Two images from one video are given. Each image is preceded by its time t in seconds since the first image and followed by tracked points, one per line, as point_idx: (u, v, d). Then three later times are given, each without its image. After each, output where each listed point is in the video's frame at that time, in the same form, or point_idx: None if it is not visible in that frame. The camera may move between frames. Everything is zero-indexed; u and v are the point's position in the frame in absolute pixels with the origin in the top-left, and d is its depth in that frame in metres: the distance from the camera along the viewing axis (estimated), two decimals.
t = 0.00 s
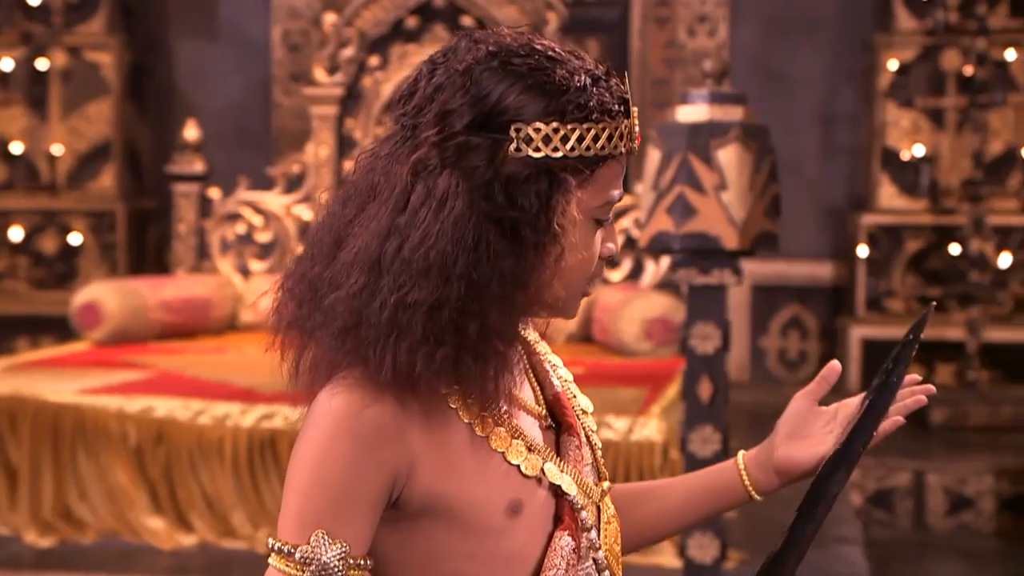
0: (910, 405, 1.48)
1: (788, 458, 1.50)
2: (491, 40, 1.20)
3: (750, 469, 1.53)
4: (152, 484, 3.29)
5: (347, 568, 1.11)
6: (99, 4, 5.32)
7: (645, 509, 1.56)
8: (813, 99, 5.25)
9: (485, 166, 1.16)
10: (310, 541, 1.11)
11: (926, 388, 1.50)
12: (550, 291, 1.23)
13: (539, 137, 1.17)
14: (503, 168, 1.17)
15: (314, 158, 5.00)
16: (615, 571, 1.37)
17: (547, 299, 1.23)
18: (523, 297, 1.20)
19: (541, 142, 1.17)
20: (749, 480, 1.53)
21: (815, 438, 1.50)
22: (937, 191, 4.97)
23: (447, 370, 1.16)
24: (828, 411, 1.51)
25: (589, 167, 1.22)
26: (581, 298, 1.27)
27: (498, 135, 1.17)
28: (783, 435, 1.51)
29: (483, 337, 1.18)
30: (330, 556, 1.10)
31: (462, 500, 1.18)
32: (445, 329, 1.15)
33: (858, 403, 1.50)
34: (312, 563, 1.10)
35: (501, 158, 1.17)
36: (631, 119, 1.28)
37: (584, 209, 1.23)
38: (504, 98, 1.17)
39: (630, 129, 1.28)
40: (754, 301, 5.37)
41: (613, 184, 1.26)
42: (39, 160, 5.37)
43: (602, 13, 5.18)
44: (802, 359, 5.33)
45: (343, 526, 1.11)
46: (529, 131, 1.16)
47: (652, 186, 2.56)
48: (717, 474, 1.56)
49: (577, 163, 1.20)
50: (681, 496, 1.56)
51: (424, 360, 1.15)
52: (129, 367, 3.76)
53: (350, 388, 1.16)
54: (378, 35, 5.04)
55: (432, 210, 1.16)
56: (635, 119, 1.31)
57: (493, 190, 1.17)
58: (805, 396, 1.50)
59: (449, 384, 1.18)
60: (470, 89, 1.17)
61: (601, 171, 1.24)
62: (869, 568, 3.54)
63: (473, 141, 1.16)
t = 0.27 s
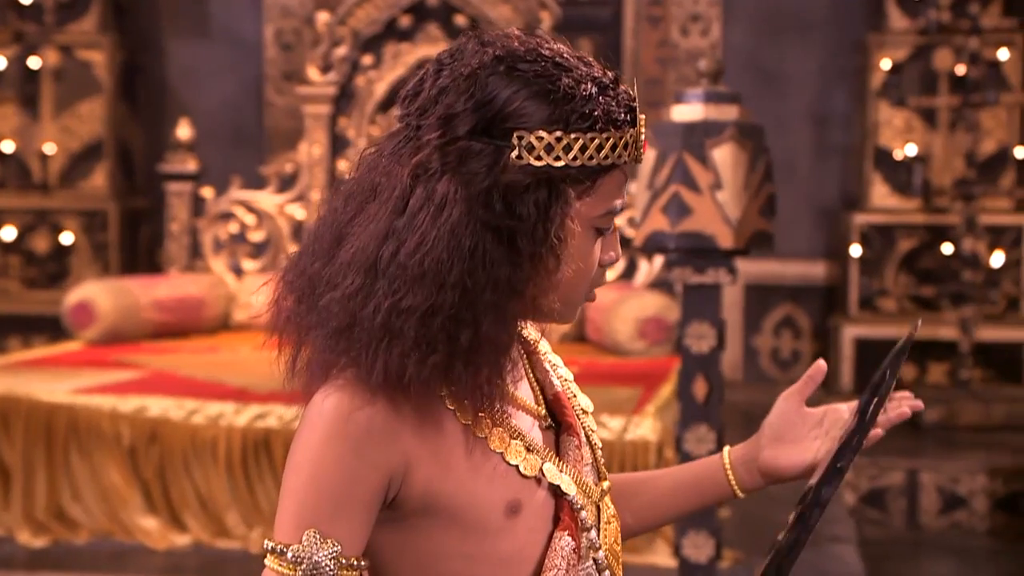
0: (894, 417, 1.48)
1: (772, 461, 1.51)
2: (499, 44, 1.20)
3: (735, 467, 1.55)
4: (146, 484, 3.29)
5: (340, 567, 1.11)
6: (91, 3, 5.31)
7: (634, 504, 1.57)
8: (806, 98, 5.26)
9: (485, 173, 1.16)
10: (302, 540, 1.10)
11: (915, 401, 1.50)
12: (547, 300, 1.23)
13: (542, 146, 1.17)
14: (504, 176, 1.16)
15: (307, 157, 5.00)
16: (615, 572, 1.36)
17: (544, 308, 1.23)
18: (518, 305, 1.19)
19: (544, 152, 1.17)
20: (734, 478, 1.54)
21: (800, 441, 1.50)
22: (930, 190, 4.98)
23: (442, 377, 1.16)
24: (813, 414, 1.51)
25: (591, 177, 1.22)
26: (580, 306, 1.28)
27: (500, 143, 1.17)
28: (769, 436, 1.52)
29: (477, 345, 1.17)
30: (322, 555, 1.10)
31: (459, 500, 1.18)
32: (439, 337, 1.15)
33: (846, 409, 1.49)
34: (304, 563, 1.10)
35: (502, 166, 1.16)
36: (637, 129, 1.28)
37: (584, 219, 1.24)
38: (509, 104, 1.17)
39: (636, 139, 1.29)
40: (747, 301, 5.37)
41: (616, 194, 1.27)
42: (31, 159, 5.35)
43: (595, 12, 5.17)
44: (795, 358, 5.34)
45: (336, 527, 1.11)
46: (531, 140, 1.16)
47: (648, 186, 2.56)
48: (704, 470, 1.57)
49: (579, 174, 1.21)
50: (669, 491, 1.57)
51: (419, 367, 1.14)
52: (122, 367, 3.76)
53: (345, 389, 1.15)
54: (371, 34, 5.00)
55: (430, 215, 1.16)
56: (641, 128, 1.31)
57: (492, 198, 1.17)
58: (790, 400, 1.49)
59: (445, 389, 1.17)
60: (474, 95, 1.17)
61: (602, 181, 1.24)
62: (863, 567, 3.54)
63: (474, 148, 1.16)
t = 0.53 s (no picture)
0: (899, 439, 1.48)
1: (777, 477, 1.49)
2: (510, 42, 1.20)
3: (738, 484, 1.53)
4: (141, 484, 3.28)
5: (346, 564, 1.12)
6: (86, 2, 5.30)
7: (636, 514, 1.56)
8: (802, 99, 5.26)
9: (496, 168, 1.16)
10: (308, 536, 1.11)
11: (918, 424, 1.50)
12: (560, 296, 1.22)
13: (553, 142, 1.17)
14: (515, 172, 1.16)
15: (302, 157, 4.99)
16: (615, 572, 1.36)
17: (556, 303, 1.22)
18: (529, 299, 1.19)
19: (555, 147, 1.17)
20: (737, 494, 1.53)
21: (804, 458, 1.50)
22: (925, 190, 4.98)
23: (452, 371, 1.16)
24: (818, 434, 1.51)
25: (602, 175, 1.22)
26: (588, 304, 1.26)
27: (512, 139, 1.17)
28: (773, 454, 1.51)
29: (489, 341, 1.17)
30: (328, 552, 1.10)
31: (460, 501, 1.18)
32: (450, 332, 1.15)
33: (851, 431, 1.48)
34: (310, 559, 1.10)
35: (513, 162, 1.16)
36: (647, 129, 1.28)
37: (594, 216, 1.22)
38: (521, 101, 1.17)
39: (647, 139, 1.28)
40: (742, 301, 5.37)
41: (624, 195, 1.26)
42: (26, 159, 5.35)
43: (591, 12, 5.13)
44: (790, 359, 5.33)
45: (341, 523, 1.12)
46: (543, 137, 1.17)
47: (644, 186, 2.56)
48: (706, 487, 1.56)
49: (591, 169, 1.20)
50: (671, 502, 1.56)
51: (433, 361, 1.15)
52: (117, 367, 3.75)
53: (357, 385, 1.16)
54: (367, 34, 5.02)
55: (441, 210, 1.15)
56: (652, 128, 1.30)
57: (504, 194, 1.17)
58: (796, 415, 1.49)
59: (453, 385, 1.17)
60: (485, 92, 1.17)
61: (614, 178, 1.24)
62: (859, 567, 3.54)
63: (485, 144, 1.16)
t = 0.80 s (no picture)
0: (924, 437, 1.48)
1: (797, 478, 1.49)
2: (515, 38, 1.20)
3: (758, 488, 1.52)
4: (139, 485, 3.28)
5: (356, 561, 1.12)
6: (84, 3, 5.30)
7: (654, 518, 1.55)
8: (800, 99, 5.26)
9: (513, 162, 1.16)
10: (319, 533, 1.11)
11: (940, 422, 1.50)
12: (577, 290, 1.23)
13: (565, 136, 1.17)
14: (530, 166, 1.17)
15: (301, 157, 5.00)
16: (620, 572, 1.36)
17: (571, 296, 1.23)
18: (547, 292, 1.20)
19: (568, 141, 1.17)
20: (757, 497, 1.52)
21: (825, 459, 1.50)
22: (923, 191, 4.99)
23: (475, 364, 1.17)
24: (839, 435, 1.51)
25: (612, 167, 1.22)
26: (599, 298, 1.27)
27: (525, 134, 1.17)
28: (792, 455, 1.51)
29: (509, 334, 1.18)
30: (339, 549, 1.10)
31: (470, 500, 1.19)
32: (472, 325, 1.16)
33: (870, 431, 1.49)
34: (321, 556, 1.10)
35: (526, 157, 1.16)
36: (650, 121, 1.29)
37: (607, 209, 1.23)
38: (530, 97, 1.17)
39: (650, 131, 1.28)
40: (740, 301, 5.37)
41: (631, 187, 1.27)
42: (23, 159, 5.34)
43: (588, 12, 5.12)
44: (788, 359, 5.33)
45: (352, 520, 1.12)
46: (555, 131, 1.17)
47: (642, 186, 2.56)
48: (723, 490, 1.55)
49: (602, 162, 1.20)
50: (689, 509, 1.54)
51: (457, 358, 1.16)
52: (115, 368, 3.75)
53: (377, 382, 1.16)
54: (365, 35, 5.01)
55: (459, 206, 1.16)
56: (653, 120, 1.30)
57: (520, 188, 1.17)
58: (817, 418, 1.49)
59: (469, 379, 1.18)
60: (495, 88, 1.16)
61: (622, 171, 1.24)
62: (857, 568, 3.54)
63: (499, 140, 1.16)
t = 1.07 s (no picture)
0: (932, 439, 1.47)
1: (803, 477, 1.49)
2: (500, 38, 1.20)
3: (764, 487, 1.52)
4: (136, 485, 3.28)
5: (357, 560, 1.12)
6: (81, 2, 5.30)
7: (660, 517, 1.55)
8: (796, 99, 5.26)
9: (500, 160, 1.16)
10: (319, 532, 1.11)
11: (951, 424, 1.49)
12: (572, 284, 1.23)
13: (552, 132, 1.17)
14: (516, 163, 1.17)
15: (298, 157, 5.00)
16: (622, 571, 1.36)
17: (567, 291, 1.23)
18: (540, 288, 1.20)
19: (555, 136, 1.17)
20: (763, 496, 1.52)
21: (832, 458, 1.49)
22: (920, 190, 4.99)
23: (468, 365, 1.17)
24: (848, 434, 1.50)
25: (602, 161, 1.22)
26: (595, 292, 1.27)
27: (510, 132, 1.17)
28: (800, 453, 1.51)
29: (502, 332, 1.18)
30: (339, 548, 1.11)
31: (470, 498, 1.19)
32: (464, 324, 1.16)
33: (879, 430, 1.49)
34: (322, 555, 1.11)
35: (514, 154, 1.17)
36: (640, 112, 1.28)
37: (598, 204, 1.23)
38: (515, 95, 1.17)
39: (641, 123, 1.28)
40: (738, 301, 5.37)
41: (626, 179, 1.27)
42: (21, 159, 5.34)
43: (586, 12, 5.16)
44: (785, 358, 5.33)
45: (352, 519, 1.12)
46: (540, 127, 1.17)
47: (640, 186, 2.55)
48: (731, 489, 1.55)
49: (590, 156, 1.20)
50: (694, 508, 1.55)
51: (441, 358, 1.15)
52: (112, 367, 3.75)
53: (371, 382, 1.16)
54: (362, 34, 5.00)
55: (447, 206, 1.16)
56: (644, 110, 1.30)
57: (507, 185, 1.17)
58: (824, 417, 1.48)
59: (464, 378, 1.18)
60: (480, 89, 1.17)
61: (613, 164, 1.24)
62: (854, 568, 3.54)
63: (485, 139, 1.17)
